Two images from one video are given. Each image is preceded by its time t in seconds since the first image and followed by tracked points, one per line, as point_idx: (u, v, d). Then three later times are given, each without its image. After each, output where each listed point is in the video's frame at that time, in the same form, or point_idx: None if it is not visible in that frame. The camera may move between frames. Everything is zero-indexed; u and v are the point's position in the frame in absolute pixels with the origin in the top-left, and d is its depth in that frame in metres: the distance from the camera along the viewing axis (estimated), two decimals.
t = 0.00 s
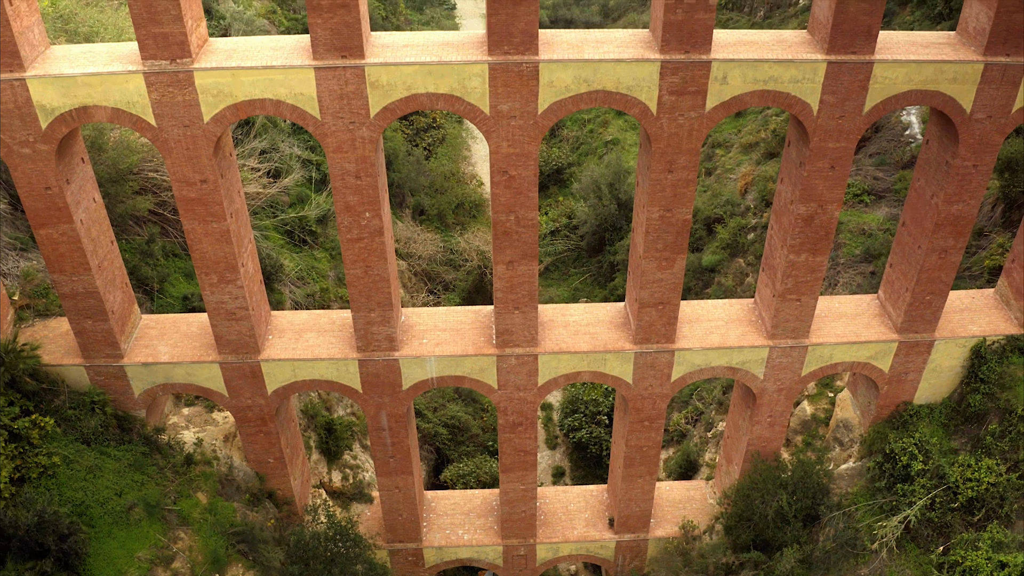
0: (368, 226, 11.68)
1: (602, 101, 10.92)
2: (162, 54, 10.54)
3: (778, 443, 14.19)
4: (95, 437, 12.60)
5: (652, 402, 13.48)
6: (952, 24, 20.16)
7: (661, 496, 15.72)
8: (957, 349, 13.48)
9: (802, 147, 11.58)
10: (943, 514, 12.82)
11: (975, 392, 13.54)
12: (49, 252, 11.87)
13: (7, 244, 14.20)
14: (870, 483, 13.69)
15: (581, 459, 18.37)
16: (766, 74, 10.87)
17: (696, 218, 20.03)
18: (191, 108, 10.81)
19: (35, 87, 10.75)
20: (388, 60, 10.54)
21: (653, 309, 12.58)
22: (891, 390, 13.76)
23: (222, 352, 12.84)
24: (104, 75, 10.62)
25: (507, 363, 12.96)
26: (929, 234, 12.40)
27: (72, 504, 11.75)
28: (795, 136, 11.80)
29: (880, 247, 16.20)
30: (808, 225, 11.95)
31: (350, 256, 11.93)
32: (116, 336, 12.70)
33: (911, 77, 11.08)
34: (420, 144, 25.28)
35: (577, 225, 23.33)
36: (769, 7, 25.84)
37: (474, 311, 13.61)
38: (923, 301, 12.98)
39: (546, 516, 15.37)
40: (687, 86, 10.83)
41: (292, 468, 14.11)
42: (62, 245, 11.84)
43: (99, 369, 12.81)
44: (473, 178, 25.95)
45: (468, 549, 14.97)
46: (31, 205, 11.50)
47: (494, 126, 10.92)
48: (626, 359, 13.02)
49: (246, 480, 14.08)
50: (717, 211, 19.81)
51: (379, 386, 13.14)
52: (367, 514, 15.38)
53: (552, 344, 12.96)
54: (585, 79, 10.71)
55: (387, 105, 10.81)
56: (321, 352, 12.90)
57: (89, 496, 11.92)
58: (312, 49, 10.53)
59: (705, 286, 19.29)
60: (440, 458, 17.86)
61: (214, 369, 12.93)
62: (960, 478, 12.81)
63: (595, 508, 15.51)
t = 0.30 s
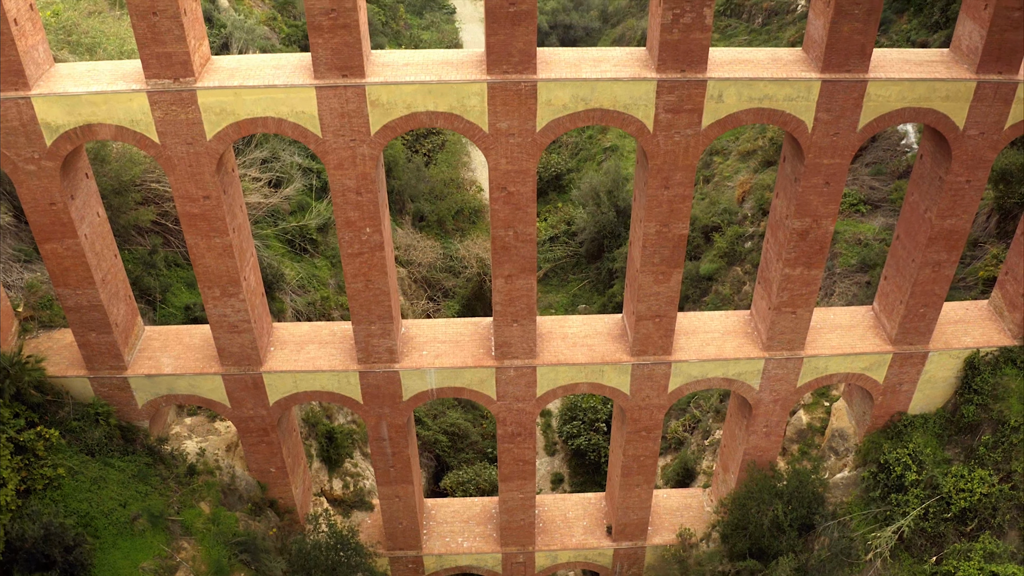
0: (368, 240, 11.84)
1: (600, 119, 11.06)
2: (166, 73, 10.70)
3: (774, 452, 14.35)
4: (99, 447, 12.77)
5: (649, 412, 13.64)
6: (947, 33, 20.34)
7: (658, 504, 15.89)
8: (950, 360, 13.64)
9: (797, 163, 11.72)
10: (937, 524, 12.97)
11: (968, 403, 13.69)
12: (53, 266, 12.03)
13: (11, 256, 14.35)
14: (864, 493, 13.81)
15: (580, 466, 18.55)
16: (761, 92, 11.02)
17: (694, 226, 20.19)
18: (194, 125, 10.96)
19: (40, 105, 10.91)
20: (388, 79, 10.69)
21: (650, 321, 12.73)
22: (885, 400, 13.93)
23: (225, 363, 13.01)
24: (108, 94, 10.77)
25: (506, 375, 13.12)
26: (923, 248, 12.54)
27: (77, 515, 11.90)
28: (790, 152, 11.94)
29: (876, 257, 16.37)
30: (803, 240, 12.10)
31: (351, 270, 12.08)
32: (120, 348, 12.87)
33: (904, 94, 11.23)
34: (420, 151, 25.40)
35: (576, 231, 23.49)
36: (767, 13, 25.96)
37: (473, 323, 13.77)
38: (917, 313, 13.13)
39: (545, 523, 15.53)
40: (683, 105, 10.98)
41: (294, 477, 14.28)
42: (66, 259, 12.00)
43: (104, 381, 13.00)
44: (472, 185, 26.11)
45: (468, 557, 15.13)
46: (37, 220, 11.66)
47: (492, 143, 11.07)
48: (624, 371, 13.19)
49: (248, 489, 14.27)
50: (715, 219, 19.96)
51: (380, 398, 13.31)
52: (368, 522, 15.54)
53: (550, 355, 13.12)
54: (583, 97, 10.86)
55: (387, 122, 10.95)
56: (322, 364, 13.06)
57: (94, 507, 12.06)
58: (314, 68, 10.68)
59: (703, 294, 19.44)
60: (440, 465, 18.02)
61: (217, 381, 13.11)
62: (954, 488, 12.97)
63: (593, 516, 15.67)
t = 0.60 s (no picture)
0: (370, 257, 12.00)
1: (598, 138, 11.19)
2: (170, 93, 10.84)
3: (772, 463, 14.51)
4: (105, 460, 12.96)
5: (647, 424, 13.79)
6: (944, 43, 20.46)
7: (657, 513, 16.05)
8: (946, 373, 13.81)
9: (794, 180, 11.86)
10: (932, 535, 13.09)
11: (963, 415, 13.84)
12: (59, 281, 12.18)
13: (16, 269, 14.49)
14: (861, 504, 13.97)
15: (580, 474, 18.70)
16: (758, 111, 11.15)
17: (693, 235, 20.34)
18: (198, 145, 11.10)
19: (46, 124, 11.04)
20: (390, 99, 10.83)
21: (648, 335, 12.88)
22: (881, 412, 14.10)
23: (228, 377, 13.16)
24: (113, 114, 10.90)
25: (506, 388, 13.28)
26: (918, 262, 12.67)
27: (83, 527, 12.04)
28: (787, 169, 12.09)
29: (873, 268, 16.50)
30: (799, 255, 12.24)
31: (353, 286, 12.23)
32: (124, 361, 13.02)
33: (899, 113, 11.37)
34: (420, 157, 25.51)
35: (576, 239, 23.63)
36: (766, 21, 26.10)
37: (473, 336, 13.93)
38: (913, 326, 13.28)
39: (545, 532, 15.68)
40: (681, 124, 11.12)
41: (296, 487, 14.45)
42: (71, 275, 12.15)
43: (108, 394, 13.16)
44: (472, 191, 26.25)
45: (468, 565, 15.26)
46: (42, 237, 11.80)
47: (492, 162, 11.22)
48: (622, 384, 13.35)
49: (252, 500, 14.43)
50: (713, 229, 20.10)
51: (381, 410, 13.46)
52: (370, 531, 15.72)
53: (550, 368, 13.28)
54: (582, 117, 10.99)
55: (388, 142, 11.09)
56: (324, 377, 13.21)
57: (100, 520, 12.20)
58: (316, 88, 10.82)
59: (702, 303, 19.58)
60: (441, 474, 18.17)
61: (220, 394, 13.27)
62: (949, 500, 13.10)
63: (593, 524, 15.83)
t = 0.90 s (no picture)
0: (373, 272, 12.15)
1: (598, 157, 11.35)
2: (175, 112, 10.99)
3: (769, 473, 14.68)
4: (110, 471, 13.09)
5: (646, 435, 13.94)
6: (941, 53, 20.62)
7: (656, 521, 16.21)
8: (941, 384, 13.98)
9: (790, 197, 12.02)
10: (927, 546, 13.22)
11: (958, 426, 14.01)
12: (64, 296, 12.33)
13: (22, 281, 14.64)
14: (858, 514, 14.10)
15: (579, 481, 18.85)
16: (755, 130, 11.29)
17: (692, 243, 20.50)
18: (203, 163, 11.25)
19: (52, 143, 11.19)
20: (392, 118, 10.98)
21: (647, 348, 13.04)
22: (878, 423, 14.27)
23: (232, 389, 13.33)
24: (119, 133, 11.05)
25: (506, 400, 13.44)
26: (913, 276, 12.82)
27: (90, 539, 12.17)
28: (784, 185, 12.24)
29: (870, 278, 16.65)
30: (796, 270, 12.39)
31: (356, 300, 12.39)
32: (130, 374, 13.18)
33: (895, 131, 11.52)
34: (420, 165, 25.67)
35: (576, 246, 23.80)
36: (765, 28, 26.23)
37: (474, 348, 14.10)
38: (908, 339, 13.43)
39: (545, 540, 15.84)
40: (679, 142, 11.27)
41: (299, 497, 14.64)
42: (77, 289, 12.30)
43: (113, 406, 13.35)
44: (473, 198, 26.39)
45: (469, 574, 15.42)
46: (49, 252, 11.96)
47: (493, 179, 11.37)
48: (621, 396, 13.51)
49: (256, 509, 14.56)
50: (712, 237, 20.25)
51: (383, 422, 13.63)
52: (371, 540, 15.92)
53: (550, 381, 13.44)
54: (582, 135, 11.14)
55: (390, 160, 11.24)
56: (327, 389, 13.38)
57: (106, 532, 12.32)
58: (319, 108, 10.97)
59: (701, 312, 19.73)
60: (441, 481, 18.31)
61: (224, 406, 13.44)
62: (943, 511, 13.29)
63: (592, 532, 15.98)
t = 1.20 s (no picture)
0: (375, 285, 12.32)
1: (597, 173, 11.51)
2: (181, 130, 11.16)
3: (766, 481, 14.86)
4: (116, 481, 13.29)
5: (645, 444, 14.12)
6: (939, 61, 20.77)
7: (655, 528, 16.34)
8: (937, 395, 14.15)
9: (787, 212, 12.18)
10: (922, 554, 13.41)
11: (954, 436, 14.19)
12: (71, 308, 12.49)
13: (28, 292, 14.80)
14: (854, 522, 14.31)
15: (579, 487, 19.02)
16: (752, 146, 11.46)
17: (691, 251, 20.67)
18: (208, 179, 11.41)
19: (59, 159, 11.34)
20: (395, 136, 11.15)
21: (645, 359, 13.22)
22: (874, 432, 14.46)
23: (236, 400, 13.50)
24: (125, 149, 11.20)
25: (507, 410, 13.61)
26: (909, 289, 12.99)
27: (97, 549, 12.37)
28: (781, 200, 12.41)
29: (867, 287, 16.82)
30: (793, 283, 12.56)
31: (359, 313, 12.57)
32: (135, 385, 13.35)
33: (890, 148, 11.68)
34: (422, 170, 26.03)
35: (576, 252, 23.97)
36: (764, 35, 26.38)
37: (475, 358, 14.27)
38: (904, 350, 13.61)
39: (545, 547, 16.00)
40: (677, 159, 11.43)
41: (303, 505, 14.83)
42: (84, 302, 12.46)
43: (119, 416, 13.52)
44: (473, 203, 26.51)
45: None
46: (56, 266, 12.12)
47: (495, 195, 11.53)
48: (621, 406, 13.68)
49: (259, 517, 14.73)
50: (711, 245, 20.42)
51: (386, 432, 13.81)
52: (373, 546, 16.11)
53: (551, 392, 13.60)
54: (582, 152, 11.30)
55: (393, 176, 11.40)
56: (330, 400, 13.54)
57: (113, 541, 12.53)
58: (323, 125, 11.14)
59: (699, 319, 19.89)
60: (442, 488, 18.47)
61: (229, 416, 13.61)
62: (938, 520, 13.46)
63: (592, 539, 16.16)
